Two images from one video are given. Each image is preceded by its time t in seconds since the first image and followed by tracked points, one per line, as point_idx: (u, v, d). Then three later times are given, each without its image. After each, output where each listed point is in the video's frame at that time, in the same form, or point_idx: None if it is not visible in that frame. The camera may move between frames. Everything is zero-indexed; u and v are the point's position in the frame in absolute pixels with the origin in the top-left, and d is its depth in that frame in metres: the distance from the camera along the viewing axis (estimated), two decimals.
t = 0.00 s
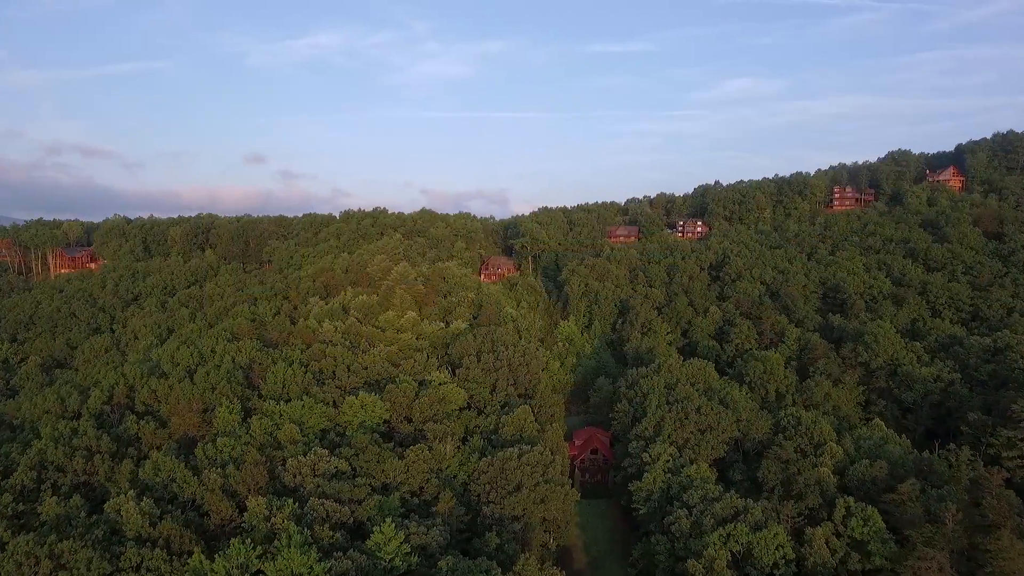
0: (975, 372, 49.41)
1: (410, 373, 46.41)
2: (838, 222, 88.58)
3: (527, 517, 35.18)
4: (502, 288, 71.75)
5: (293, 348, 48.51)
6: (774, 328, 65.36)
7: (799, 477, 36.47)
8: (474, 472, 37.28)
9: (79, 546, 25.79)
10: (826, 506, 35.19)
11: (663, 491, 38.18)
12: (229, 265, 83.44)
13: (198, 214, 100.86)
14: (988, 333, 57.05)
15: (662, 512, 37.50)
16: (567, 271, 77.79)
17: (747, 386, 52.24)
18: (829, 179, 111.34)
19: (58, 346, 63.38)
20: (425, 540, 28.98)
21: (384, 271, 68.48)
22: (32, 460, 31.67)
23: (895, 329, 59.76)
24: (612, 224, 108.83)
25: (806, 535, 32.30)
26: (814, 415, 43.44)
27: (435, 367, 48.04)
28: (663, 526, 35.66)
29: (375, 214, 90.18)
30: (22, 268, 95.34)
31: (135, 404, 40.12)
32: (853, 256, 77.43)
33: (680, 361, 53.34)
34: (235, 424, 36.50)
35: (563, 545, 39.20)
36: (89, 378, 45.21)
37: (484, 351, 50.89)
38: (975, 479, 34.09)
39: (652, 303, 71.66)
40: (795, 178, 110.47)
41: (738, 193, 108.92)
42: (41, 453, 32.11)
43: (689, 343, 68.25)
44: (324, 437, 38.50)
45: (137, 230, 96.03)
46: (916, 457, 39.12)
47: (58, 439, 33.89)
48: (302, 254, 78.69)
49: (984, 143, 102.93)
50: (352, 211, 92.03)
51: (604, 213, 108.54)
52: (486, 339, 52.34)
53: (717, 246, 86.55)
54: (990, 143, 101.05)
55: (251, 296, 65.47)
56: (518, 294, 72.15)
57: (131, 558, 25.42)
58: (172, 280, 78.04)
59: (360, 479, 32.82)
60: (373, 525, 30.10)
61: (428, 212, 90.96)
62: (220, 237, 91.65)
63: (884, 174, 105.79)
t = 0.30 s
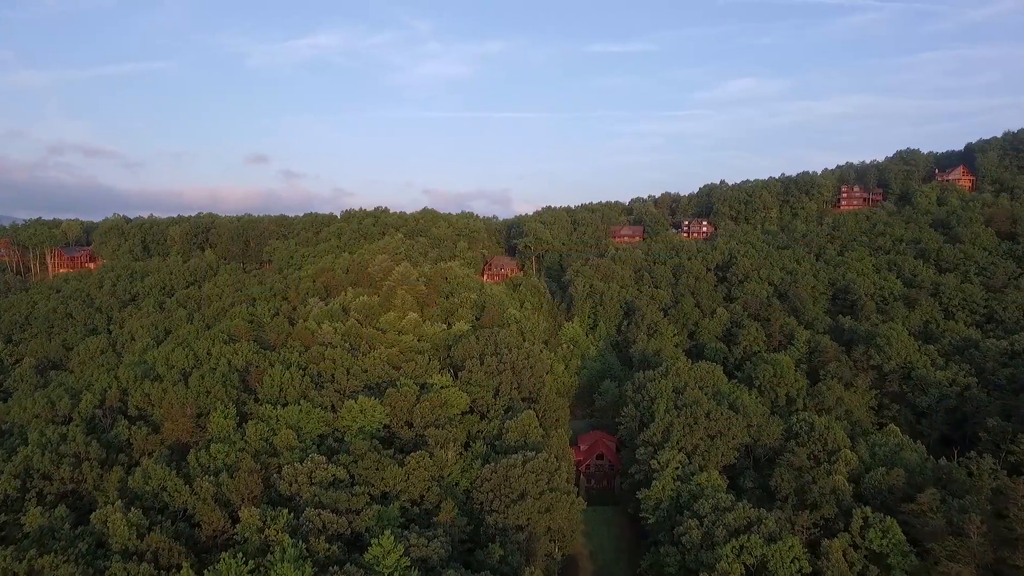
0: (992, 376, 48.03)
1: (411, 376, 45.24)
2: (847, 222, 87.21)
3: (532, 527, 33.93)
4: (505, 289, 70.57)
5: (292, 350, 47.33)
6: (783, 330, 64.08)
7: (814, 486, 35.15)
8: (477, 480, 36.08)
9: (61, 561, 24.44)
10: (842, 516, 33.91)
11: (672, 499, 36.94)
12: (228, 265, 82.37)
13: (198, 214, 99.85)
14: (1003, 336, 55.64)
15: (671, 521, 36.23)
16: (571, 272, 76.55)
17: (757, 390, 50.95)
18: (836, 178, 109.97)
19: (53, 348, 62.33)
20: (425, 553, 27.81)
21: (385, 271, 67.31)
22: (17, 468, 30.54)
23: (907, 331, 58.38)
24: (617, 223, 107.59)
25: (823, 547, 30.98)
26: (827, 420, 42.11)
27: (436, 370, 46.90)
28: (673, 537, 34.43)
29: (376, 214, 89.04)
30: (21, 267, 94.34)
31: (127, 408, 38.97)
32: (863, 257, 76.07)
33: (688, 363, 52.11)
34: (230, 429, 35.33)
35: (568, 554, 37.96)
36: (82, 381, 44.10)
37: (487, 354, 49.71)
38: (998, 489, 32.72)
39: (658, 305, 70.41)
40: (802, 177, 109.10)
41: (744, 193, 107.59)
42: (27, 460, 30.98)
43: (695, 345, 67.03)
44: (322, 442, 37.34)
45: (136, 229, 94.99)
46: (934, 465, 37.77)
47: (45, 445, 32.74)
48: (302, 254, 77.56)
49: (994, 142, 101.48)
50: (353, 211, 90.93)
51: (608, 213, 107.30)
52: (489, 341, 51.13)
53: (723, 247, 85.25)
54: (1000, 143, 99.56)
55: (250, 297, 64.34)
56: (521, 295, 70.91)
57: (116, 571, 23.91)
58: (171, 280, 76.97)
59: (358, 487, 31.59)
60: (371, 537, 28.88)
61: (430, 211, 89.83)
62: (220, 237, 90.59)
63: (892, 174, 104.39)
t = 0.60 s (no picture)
0: (1010, 381, 46.52)
1: (410, 381, 43.89)
2: (855, 222, 85.80)
3: (536, 539, 32.53)
4: (508, 291, 69.22)
5: (288, 353, 45.97)
6: (792, 332, 62.63)
7: (830, 497, 33.73)
8: (478, 489, 34.69)
9: None
10: (860, 529, 32.47)
11: (681, 510, 35.53)
12: (225, 265, 81.04)
13: (196, 214, 98.58)
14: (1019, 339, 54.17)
15: (681, 533, 34.81)
16: (574, 272, 75.16)
17: (766, 395, 49.54)
18: (842, 178, 108.50)
19: (45, 350, 60.99)
20: (424, 570, 26.40)
21: (385, 272, 65.98)
22: None
23: (920, 334, 56.91)
24: (620, 223, 106.19)
25: (841, 562, 29.54)
26: (840, 427, 40.67)
27: (437, 374, 45.53)
28: (683, 550, 33.01)
29: (376, 213, 87.71)
30: (15, 267, 93.00)
31: (116, 414, 37.60)
32: (871, 258, 74.67)
33: (695, 366, 50.65)
34: (221, 437, 33.95)
35: (573, 566, 36.60)
36: (70, 385, 42.72)
37: (488, 357, 48.35)
38: None
39: (663, 306, 69.02)
40: (808, 177, 107.75)
41: (749, 193, 106.25)
42: (6, 470, 29.61)
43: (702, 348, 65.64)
44: (317, 450, 35.96)
45: (132, 228, 93.64)
46: (954, 474, 36.31)
47: (27, 454, 31.36)
48: (300, 254, 76.22)
49: (1003, 141, 99.97)
50: (353, 210, 89.57)
51: (612, 213, 105.96)
52: (491, 344, 49.78)
53: (729, 247, 83.90)
54: (1010, 141, 98.13)
55: (246, 297, 62.99)
56: (524, 298, 69.51)
57: None
58: (167, 280, 75.65)
59: (354, 499, 30.21)
60: (367, 552, 27.49)
61: (431, 211, 88.51)
62: (218, 237, 89.28)
63: (900, 174, 102.97)
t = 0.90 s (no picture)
0: None
1: (408, 387, 42.19)
2: (863, 222, 84.08)
3: (539, 556, 30.80)
4: (508, 294, 67.50)
5: (280, 358, 44.21)
6: (801, 335, 60.89)
7: (849, 512, 32.01)
8: (478, 503, 32.98)
9: None
10: (882, 546, 30.77)
11: (692, 525, 33.88)
12: (220, 266, 79.30)
13: (190, 214, 96.88)
14: None
15: (692, 549, 33.07)
16: (577, 273, 73.41)
17: (776, 400, 47.80)
18: (848, 177, 106.77)
19: (32, 354, 59.28)
20: None
21: (382, 273, 64.28)
22: None
23: (934, 337, 55.17)
24: (623, 223, 104.50)
25: None
26: (856, 435, 38.93)
27: (435, 380, 43.86)
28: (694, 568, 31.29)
29: (374, 213, 85.97)
30: (7, 268, 91.24)
31: (98, 423, 35.88)
32: (881, 259, 72.97)
33: (703, 370, 48.91)
34: (207, 448, 32.21)
35: None
36: (52, 391, 40.97)
37: (489, 362, 46.63)
38: None
39: (667, 308, 67.31)
40: (813, 176, 106.07)
41: (754, 193, 104.59)
42: None
43: (708, 351, 63.95)
44: (310, 461, 34.29)
45: (126, 228, 91.89)
46: (978, 486, 34.56)
47: None
48: (296, 254, 74.52)
49: (1012, 139, 98.12)
50: (351, 209, 87.84)
51: (614, 213, 104.25)
52: (491, 349, 48.05)
53: (734, 248, 82.23)
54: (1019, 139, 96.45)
55: (240, 300, 61.32)
56: (525, 300, 67.79)
57: None
58: (159, 281, 73.93)
59: (347, 515, 28.49)
60: (360, 573, 25.76)
61: (430, 210, 86.79)
62: (213, 237, 87.58)
63: (907, 173, 101.25)
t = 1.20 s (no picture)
0: None
1: (404, 395, 40.32)
2: (871, 222, 82.32)
3: None
4: (509, 296, 65.70)
5: (271, 363, 42.29)
6: (811, 338, 59.02)
7: (871, 529, 30.15)
8: (478, 519, 31.12)
9: None
10: (909, 567, 28.91)
11: (704, 542, 32.11)
12: (213, 266, 77.42)
13: (184, 213, 95.03)
14: None
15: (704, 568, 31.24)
16: (578, 274, 71.54)
17: (788, 407, 45.94)
18: (854, 177, 104.96)
19: (16, 357, 57.44)
20: None
21: (379, 274, 62.39)
22: None
23: (950, 341, 53.29)
24: (625, 223, 102.68)
25: None
26: (875, 446, 37.06)
27: (432, 386, 42.00)
28: None
29: (371, 212, 84.12)
30: None
31: (76, 434, 34.01)
32: (891, 259, 71.16)
33: (711, 376, 47.03)
34: (190, 460, 30.26)
35: None
36: (30, 398, 39.05)
37: (489, 368, 44.78)
38: None
39: (672, 310, 65.46)
40: (819, 175, 104.36)
41: (759, 192, 102.92)
42: None
43: (715, 355, 62.13)
44: (300, 475, 32.43)
45: (117, 227, 89.92)
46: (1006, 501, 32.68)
47: None
48: (290, 254, 72.61)
49: (1022, 137, 96.39)
50: (347, 209, 85.95)
51: (616, 212, 102.47)
52: (491, 353, 46.17)
53: (739, 248, 80.48)
54: None
55: (231, 302, 59.44)
56: (526, 303, 65.94)
57: None
58: (150, 282, 72.02)
59: (337, 535, 26.61)
60: None
61: (429, 209, 84.96)
62: (206, 237, 85.69)
63: (914, 172, 99.47)
